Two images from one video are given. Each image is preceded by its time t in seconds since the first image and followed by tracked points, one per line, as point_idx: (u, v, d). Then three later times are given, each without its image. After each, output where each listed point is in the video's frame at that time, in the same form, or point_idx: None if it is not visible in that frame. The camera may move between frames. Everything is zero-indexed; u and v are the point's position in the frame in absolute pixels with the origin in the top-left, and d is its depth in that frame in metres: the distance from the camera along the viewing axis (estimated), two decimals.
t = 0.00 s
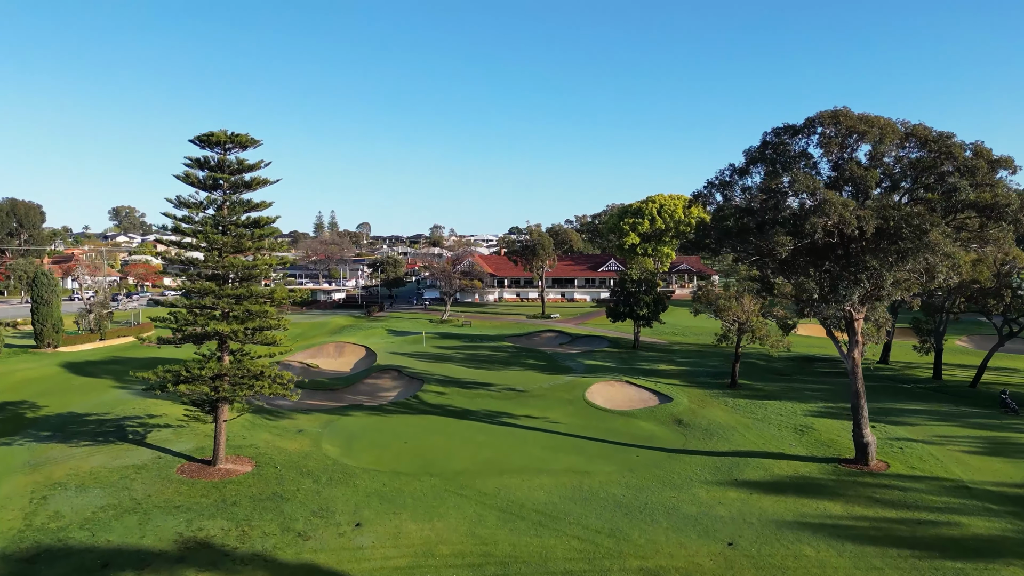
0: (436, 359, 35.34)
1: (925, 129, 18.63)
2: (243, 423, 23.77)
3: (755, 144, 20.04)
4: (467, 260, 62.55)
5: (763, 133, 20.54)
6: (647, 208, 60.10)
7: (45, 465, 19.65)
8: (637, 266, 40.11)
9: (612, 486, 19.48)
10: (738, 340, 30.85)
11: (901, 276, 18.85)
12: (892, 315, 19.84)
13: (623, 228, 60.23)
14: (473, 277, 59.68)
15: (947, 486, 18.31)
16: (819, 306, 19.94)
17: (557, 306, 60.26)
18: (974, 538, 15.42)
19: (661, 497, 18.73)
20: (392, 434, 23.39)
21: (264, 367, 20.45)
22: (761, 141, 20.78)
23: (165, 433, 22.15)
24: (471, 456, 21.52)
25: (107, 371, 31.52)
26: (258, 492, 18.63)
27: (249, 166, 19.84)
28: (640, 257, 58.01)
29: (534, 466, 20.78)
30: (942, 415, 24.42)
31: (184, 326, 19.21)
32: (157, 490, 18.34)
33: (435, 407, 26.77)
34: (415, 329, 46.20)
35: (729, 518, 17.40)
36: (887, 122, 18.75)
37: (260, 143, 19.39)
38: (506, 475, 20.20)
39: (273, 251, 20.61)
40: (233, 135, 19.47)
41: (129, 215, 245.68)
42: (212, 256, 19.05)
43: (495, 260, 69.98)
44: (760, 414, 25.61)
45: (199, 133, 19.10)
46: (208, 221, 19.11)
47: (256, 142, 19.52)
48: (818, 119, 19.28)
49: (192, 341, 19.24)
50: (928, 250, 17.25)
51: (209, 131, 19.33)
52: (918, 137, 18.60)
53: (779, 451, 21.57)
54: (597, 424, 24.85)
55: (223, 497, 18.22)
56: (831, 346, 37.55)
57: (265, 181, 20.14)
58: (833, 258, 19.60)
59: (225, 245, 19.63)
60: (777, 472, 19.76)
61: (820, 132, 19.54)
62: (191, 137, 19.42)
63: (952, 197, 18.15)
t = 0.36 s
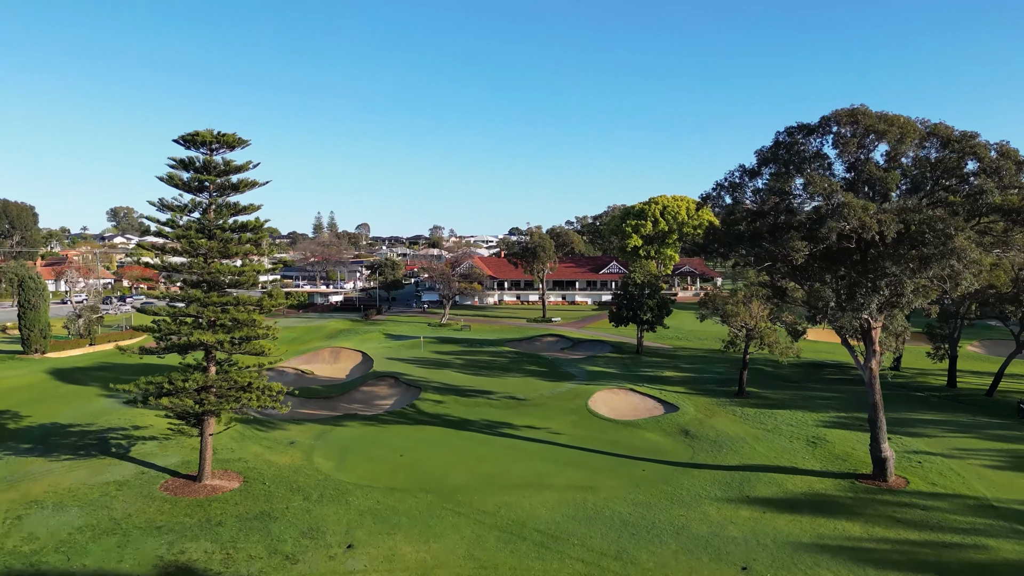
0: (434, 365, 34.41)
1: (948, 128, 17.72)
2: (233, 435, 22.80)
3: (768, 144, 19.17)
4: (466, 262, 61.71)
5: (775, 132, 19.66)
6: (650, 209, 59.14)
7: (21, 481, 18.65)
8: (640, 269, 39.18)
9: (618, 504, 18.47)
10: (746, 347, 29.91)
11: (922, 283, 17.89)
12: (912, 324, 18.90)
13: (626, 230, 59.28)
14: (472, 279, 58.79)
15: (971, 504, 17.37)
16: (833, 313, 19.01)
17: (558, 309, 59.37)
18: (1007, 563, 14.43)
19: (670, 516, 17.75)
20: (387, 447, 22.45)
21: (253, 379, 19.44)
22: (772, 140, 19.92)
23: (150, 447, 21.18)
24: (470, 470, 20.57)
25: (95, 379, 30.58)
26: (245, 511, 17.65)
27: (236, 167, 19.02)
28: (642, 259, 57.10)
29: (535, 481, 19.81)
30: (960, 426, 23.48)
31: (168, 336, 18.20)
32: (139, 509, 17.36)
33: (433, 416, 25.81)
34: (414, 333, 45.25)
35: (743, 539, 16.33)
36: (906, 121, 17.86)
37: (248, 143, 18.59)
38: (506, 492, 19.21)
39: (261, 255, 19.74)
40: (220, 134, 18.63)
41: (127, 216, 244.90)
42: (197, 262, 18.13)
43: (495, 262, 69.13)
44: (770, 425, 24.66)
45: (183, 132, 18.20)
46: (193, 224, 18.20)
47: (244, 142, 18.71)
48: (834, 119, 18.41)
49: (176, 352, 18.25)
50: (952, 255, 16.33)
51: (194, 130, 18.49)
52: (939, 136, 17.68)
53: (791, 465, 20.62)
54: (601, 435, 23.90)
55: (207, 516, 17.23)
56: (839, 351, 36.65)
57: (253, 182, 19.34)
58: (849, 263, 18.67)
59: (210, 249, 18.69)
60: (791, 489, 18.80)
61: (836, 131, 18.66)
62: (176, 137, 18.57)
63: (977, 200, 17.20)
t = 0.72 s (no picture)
0: (432, 371, 33.52)
1: (971, 127, 16.85)
2: (222, 447, 21.90)
3: (780, 144, 18.48)
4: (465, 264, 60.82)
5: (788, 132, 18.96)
6: (652, 210, 58.27)
7: None
8: (644, 272, 38.32)
9: (624, 522, 17.54)
10: (753, 354, 29.04)
11: (944, 291, 17.00)
12: (932, 334, 18.01)
13: (628, 232, 58.42)
14: (472, 282, 57.93)
15: (997, 524, 16.48)
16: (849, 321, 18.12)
17: (559, 312, 58.51)
18: None
19: (679, 535, 16.78)
20: (383, 459, 21.54)
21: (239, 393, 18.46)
22: (785, 140, 19.22)
23: (135, 460, 20.26)
24: (469, 484, 19.67)
25: (82, 386, 29.64)
26: (231, 530, 16.72)
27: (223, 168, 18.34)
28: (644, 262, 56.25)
29: (537, 497, 18.88)
30: (978, 437, 22.61)
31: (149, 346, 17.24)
32: (119, 529, 16.39)
33: (431, 426, 24.93)
34: (412, 337, 44.34)
35: (758, 561, 15.35)
36: (928, 119, 17.03)
37: (236, 143, 17.96)
38: (507, 508, 18.27)
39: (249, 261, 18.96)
40: (206, 134, 18.00)
41: (125, 216, 243.98)
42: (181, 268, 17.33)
43: (495, 264, 68.25)
44: (780, 436, 23.75)
45: (168, 131, 17.51)
46: (177, 227, 17.37)
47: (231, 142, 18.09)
48: (851, 117, 17.60)
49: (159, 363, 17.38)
50: (978, 261, 15.42)
51: (178, 130, 17.82)
52: (962, 136, 16.82)
53: (805, 479, 19.69)
54: (605, 447, 22.98)
55: (191, 535, 16.30)
56: (847, 357, 35.78)
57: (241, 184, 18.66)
58: (866, 269, 17.80)
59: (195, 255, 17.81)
60: (806, 506, 17.89)
61: (853, 130, 17.83)
62: (159, 137, 17.86)
63: (1004, 203, 16.30)
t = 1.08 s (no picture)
0: (431, 377, 32.68)
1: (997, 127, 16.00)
2: (211, 459, 21.02)
3: (794, 144, 17.83)
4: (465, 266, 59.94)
5: (803, 132, 18.33)
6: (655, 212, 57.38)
7: None
8: (647, 276, 37.57)
9: (631, 540, 16.57)
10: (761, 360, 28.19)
11: (968, 299, 16.14)
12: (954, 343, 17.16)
13: (631, 233, 57.57)
14: (472, 284, 57.08)
15: None
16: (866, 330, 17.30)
17: (560, 315, 57.63)
18: None
19: (688, 555, 15.79)
20: (379, 471, 20.67)
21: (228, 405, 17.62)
22: (799, 141, 18.60)
23: (119, 474, 19.38)
24: (468, 500, 18.78)
25: (71, 393, 28.78)
26: (216, 550, 15.77)
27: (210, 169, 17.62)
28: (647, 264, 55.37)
29: (539, 513, 17.94)
30: (998, 449, 21.73)
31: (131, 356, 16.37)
32: (99, 549, 15.44)
33: (428, 436, 24.06)
34: (410, 341, 43.49)
35: None
36: (951, 118, 16.18)
37: (223, 142, 17.27)
38: (507, 526, 17.32)
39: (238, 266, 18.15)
40: (192, 134, 17.33)
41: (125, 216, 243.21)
42: (166, 273, 16.48)
43: (495, 266, 67.39)
44: (791, 447, 22.86)
45: (151, 131, 16.88)
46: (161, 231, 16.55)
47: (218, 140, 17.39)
48: (869, 116, 16.84)
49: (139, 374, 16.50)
50: (1006, 268, 14.56)
51: (163, 129, 17.13)
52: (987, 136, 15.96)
53: (819, 495, 18.79)
54: (609, 458, 22.10)
55: (173, 556, 15.37)
56: (856, 363, 34.94)
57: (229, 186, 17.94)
58: (885, 275, 16.98)
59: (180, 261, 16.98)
60: (822, 525, 16.99)
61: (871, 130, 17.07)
62: (142, 136, 17.14)
63: None
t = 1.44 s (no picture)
0: (430, 383, 31.88)
1: None
2: (201, 472, 20.20)
3: (809, 145, 17.25)
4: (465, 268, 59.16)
5: (819, 132, 17.75)
6: (659, 213, 56.53)
7: None
8: (652, 280, 37.01)
9: (639, 560, 15.64)
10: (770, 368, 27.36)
11: (994, 309, 15.32)
12: (977, 354, 16.36)
13: (634, 235, 56.71)
14: (472, 286, 56.27)
15: None
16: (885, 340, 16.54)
17: (561, 318, 56.84)
18: None
19: None
20: (374, 485, 19.84)
21: (216, 417, 16.78)
22: (815, 141, 18.04)
23: (104, 489, 18.55)
24: (466, 516, 17.92)
25: (60, 401, 28.01)
26: (201, 571, 14.87)
27: (197, 171, 17.06)
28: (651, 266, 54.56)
29: (541, 530, 17.07)
30: (1019, 462, 20.89)
31: (113, 367, 15.53)
32: (77, 571, 14.54)
33: (427, 447, 23.23)
34: (410, 345, 42.69)
35: None
36: (976, 117, 15.40)
37: (211, 142, 16.82)
38: (508, 544, 16.42)
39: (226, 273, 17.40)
40: (179, 135, 16.80)
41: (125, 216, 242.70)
42: (149, 280, 15.68)
43: (496, 268, 66.59)
44: (803, 459, 22.02)
45: (136, 131, 16.39)
46: (144, 235, 15.78)
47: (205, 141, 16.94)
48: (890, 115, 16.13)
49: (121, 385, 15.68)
50: None
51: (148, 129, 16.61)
52: (1016, 136, 15.15)
53: (834, 512, 17.92)
54: (614, 470, 21.26)
55: None
56: (866, 369, 34.10)
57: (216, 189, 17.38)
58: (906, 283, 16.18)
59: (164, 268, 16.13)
60: (840, 544, 16.12)
61: (893, 130, 16.32)
62: (125, 136, 16.59)
63: None
